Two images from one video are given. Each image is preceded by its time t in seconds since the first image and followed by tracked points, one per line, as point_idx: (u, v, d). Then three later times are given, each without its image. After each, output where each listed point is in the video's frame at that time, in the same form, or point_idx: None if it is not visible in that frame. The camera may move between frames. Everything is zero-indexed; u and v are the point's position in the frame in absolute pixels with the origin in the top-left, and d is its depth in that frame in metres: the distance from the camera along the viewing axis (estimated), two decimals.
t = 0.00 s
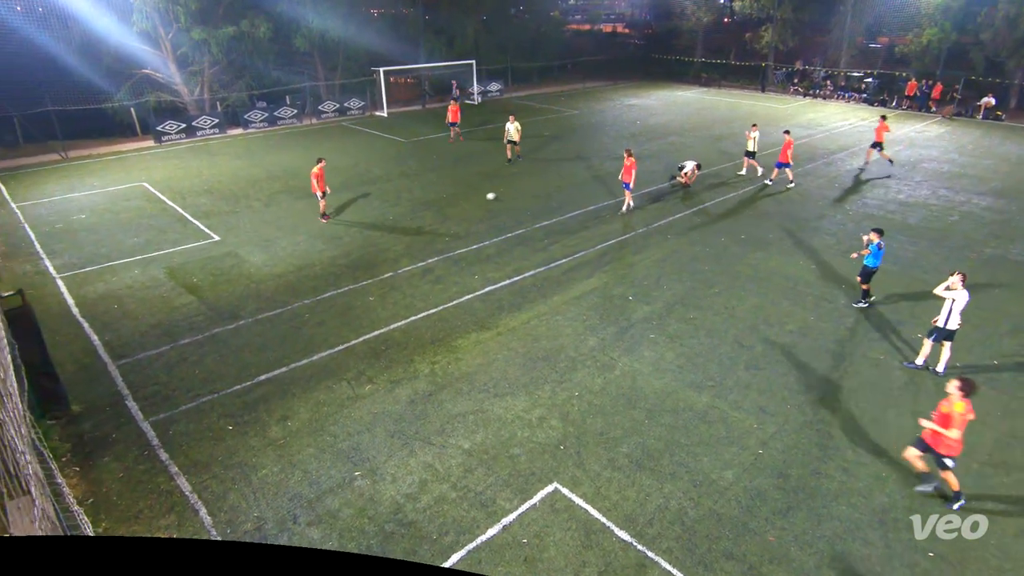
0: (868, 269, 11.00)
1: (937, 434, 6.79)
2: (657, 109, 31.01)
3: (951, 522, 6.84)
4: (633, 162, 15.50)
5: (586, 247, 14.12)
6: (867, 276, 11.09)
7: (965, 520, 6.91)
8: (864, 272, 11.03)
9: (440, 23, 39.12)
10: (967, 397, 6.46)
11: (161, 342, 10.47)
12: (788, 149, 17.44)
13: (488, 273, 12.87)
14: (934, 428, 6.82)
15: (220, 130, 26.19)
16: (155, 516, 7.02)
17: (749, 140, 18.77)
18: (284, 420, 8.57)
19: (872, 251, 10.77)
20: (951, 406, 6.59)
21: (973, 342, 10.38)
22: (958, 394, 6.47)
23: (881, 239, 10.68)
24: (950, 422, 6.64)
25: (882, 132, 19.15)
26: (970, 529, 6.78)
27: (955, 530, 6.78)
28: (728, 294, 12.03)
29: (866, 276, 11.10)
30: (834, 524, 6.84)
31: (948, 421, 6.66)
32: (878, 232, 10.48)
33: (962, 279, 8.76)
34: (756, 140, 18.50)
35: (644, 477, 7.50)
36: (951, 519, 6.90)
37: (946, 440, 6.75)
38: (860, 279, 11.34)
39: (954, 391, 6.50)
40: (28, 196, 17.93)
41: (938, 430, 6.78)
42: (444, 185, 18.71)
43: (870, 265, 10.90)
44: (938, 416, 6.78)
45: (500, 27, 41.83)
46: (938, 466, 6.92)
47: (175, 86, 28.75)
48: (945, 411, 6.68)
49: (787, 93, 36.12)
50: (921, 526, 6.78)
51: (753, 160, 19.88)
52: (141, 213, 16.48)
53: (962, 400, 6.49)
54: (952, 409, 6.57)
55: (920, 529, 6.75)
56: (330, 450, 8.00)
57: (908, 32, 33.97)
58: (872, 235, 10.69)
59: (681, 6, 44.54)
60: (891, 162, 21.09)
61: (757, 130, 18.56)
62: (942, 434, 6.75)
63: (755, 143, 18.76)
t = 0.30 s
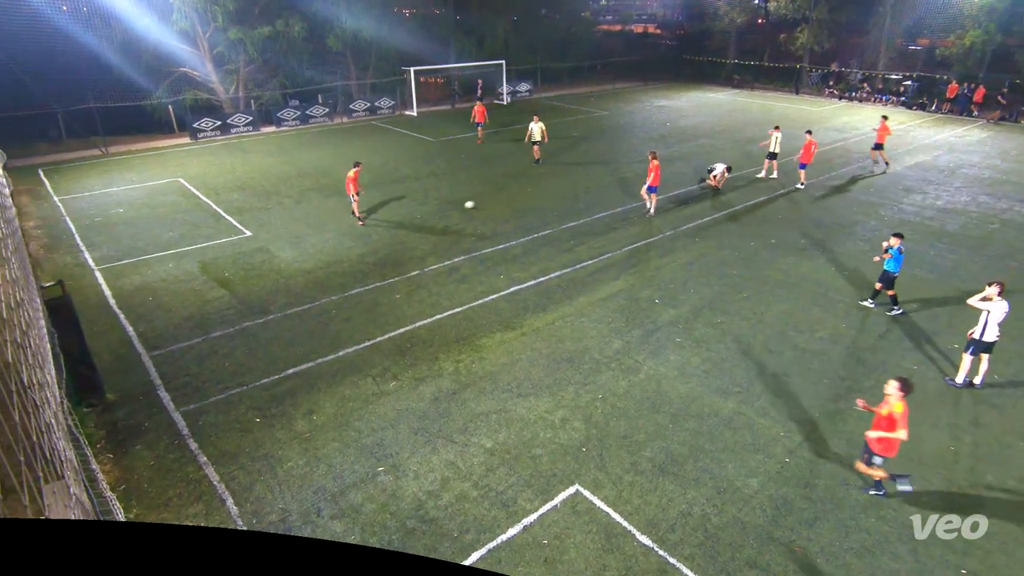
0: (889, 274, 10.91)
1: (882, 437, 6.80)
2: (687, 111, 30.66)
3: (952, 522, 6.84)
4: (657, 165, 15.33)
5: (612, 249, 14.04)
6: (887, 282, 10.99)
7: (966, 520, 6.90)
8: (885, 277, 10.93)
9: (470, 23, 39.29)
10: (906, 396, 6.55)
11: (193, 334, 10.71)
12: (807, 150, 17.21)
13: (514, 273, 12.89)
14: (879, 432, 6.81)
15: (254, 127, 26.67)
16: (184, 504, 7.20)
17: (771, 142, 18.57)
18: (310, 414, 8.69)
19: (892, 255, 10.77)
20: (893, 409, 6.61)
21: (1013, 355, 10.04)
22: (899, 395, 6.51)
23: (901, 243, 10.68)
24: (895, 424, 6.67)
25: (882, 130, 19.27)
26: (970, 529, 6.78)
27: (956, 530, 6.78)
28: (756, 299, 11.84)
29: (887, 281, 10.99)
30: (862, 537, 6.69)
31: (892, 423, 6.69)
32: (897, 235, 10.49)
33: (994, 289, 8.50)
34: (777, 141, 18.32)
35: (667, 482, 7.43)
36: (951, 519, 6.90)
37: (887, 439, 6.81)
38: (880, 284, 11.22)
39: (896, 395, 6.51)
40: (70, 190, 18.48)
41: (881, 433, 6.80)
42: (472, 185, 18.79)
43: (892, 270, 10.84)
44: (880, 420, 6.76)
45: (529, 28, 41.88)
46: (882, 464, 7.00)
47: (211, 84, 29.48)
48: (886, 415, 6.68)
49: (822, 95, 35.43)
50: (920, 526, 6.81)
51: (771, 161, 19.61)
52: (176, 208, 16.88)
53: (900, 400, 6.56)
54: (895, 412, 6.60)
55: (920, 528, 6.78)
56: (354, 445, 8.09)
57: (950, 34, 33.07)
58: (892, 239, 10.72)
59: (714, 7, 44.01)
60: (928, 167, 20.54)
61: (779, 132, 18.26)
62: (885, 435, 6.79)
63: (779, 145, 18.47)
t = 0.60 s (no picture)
0: (902, 275, 10.92)
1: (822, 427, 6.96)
2: (712, 111, 30.33)
3: (952, 522, 6.83)
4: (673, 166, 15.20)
5: (634, 250, 13.96)
6: (900, 282, 10.98)
7: (965, 520, 6.89)
8: (897, 277, 10.94)
9: (494, 23, 39.38)
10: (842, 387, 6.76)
11: (218, 329, 10.89)
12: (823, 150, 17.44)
13: (535, 273, 12.88)
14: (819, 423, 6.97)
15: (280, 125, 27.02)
16: (206, 495, 7.32)
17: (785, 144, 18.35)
18: (330, 409, 8.78)
19: (905, 256, 10.75)
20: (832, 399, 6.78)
21: None
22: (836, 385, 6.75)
23: (915, 243, 10.68)
24: (832, 414, 6.87)
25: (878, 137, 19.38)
26: (970, 529, 6.76)
27: (956, 530, 6.77)
28: (780, 303, 11.68)
29: (900, 281, 10.99)
30: (886, 547, 6.56)
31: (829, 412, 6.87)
32: (910, 236, 10.49)
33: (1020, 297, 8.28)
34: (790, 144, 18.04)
35: (686, 486, 7.36)
36: (951, 519, 6.88)
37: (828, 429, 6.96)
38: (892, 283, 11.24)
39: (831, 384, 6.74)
40: (101, 186, 18.91)
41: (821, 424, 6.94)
42: (494, 185, 18.83)
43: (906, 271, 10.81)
44: (817, 410, 6.96)
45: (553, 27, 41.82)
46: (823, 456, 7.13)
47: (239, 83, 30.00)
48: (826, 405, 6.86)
49: (852, 96, 34.80)
50: (921, 527, 6.77)
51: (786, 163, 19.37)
52: (203, 205, 17.18)
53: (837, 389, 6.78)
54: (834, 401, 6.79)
55: (920, 529, 6.74)
56: (373, 441, 8.16)
57: (985, 34, 32.28)
58: (906, 239, 10.70)
59: (740, 7, 43.50)
60: (961, 171, 20.07)
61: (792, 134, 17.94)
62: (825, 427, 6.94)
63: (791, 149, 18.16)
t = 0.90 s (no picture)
0: (887, 274, 10.93)
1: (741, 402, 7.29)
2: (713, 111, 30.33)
3: (952, 522, 6.83)
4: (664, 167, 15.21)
5: (634, 250, 13.96)
6: (885, 282, 10.99)
7: (966, 520, 6.88)
8: (883, 276, 10.95)
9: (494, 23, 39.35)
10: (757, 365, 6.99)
11: (218, 329, 10.89)
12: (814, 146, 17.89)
13: (535, 273, 12.87)
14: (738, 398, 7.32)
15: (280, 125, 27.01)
16: (207, 495, 7.32)
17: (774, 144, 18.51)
18: (330, 409, 8.78)
19: (889, 255, 10.84)
20: (749, 378, 7.03)
21: None
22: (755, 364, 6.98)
23: (899, 242, 10.78)
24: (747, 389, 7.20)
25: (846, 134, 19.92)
26: (970, 529, 6.76)
27: (955, 530, 6.77)
28: (780, 303, 11.67)
29: (885, 281, 11.01)
30: (886, 547, 6.56)
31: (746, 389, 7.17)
32: (895, 235, 10.57)
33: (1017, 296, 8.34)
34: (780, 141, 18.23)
35: (686, 486, 7.36)
36: (951, 519, 6.88)
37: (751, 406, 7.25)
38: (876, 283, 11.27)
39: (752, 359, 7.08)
40: (101, 186, 18.91)
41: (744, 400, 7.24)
42: (494, 184, 18.81)
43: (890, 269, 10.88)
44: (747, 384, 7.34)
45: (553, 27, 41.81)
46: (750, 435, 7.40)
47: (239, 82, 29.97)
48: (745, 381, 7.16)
49: (852, 96, 34.78)
50: (921, 526, 6.77)
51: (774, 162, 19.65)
52: (203, 205, 17.17)
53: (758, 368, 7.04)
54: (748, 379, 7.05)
55: (920, 529, 6.74)
56: (373, 441, 8.15)
57: (985, 34, 32.29)
58: (890, 237, 10.81)
59: (741, 6, 43.50)
60: (961, 170, 20.08)
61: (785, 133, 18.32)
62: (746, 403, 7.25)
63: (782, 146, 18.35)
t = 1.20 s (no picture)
0: (872, 271, 11.00)
1: (681, 393, 7.48)
2: (713, 111, 30.34)
3: (951, 522, 6.83)
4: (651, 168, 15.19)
5: (634, 250, 13.96)
6: (870, 279, 11.08)
7: (965, 520, 6.89)
8: (867, 274, 11.04)
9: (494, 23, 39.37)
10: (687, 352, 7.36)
11: (218, 329, 10.88)
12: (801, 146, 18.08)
13: (535, 274, 12.87)
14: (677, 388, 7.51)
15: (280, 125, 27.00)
16: (206, 495, 7.32)
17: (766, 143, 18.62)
18: (330, 409, 8.78)
19: (874, 253, 10.85)
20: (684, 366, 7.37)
21: None
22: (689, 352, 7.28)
23: (883, 240, 10.77)
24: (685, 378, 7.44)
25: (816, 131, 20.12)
26: (970, 529, 6.77)
27: (956, 530, 6.77)
28: (780, 303, 11.67)
29: (870, 278, 11.08)
30: (886, 547, 6.55)
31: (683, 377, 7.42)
32: (879, 233, 10.57)
33: None
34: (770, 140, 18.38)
35: (686, 486, 7.36)
36: (951, 519, 6.88)
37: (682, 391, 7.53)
38: (863, 279, 11.33)
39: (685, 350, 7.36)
40: (101, 186, 18.92)
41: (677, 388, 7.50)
42: (494, 184, 18.81)
43: (875, 267, 10.90)
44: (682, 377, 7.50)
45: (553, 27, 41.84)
46: (688, 421, 7.64)
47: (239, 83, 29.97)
48: (679, 371, 7.38)
49: (852, 96, 34.79)
50: (921, 527, 6.77)
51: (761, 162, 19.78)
52: (204, 205, 17.17)
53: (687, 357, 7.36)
54: (689, 367, 7.30)
55: (920, 529, 6.74)
56: (373, 442, 8.15)
57: (985, 34, 32.31)
58: (874, 235, 10.79)
59: (741, 7, 43.51)
60: (961, 171, 20.09)
61: (773, 133, 18.41)
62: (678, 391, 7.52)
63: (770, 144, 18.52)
